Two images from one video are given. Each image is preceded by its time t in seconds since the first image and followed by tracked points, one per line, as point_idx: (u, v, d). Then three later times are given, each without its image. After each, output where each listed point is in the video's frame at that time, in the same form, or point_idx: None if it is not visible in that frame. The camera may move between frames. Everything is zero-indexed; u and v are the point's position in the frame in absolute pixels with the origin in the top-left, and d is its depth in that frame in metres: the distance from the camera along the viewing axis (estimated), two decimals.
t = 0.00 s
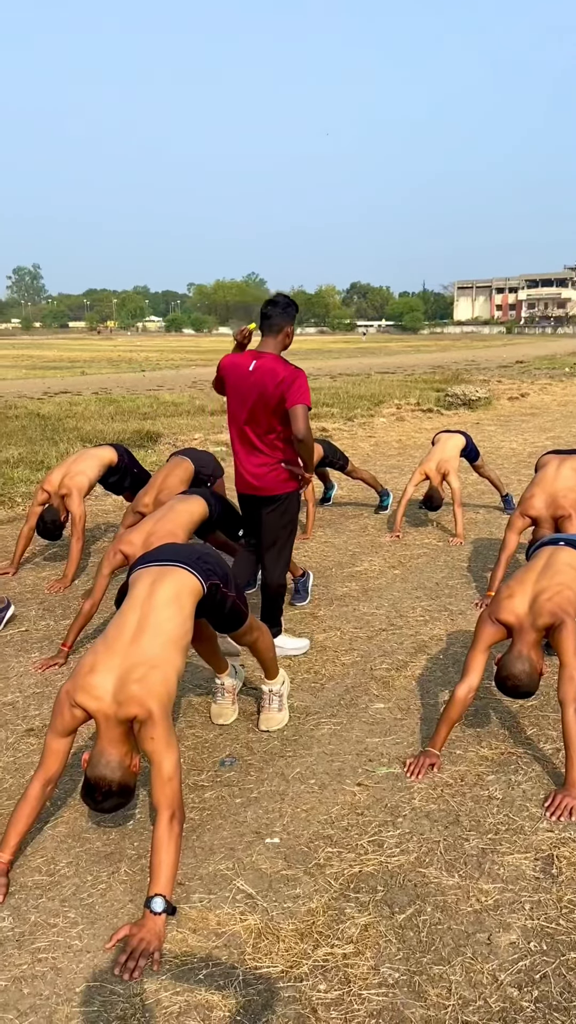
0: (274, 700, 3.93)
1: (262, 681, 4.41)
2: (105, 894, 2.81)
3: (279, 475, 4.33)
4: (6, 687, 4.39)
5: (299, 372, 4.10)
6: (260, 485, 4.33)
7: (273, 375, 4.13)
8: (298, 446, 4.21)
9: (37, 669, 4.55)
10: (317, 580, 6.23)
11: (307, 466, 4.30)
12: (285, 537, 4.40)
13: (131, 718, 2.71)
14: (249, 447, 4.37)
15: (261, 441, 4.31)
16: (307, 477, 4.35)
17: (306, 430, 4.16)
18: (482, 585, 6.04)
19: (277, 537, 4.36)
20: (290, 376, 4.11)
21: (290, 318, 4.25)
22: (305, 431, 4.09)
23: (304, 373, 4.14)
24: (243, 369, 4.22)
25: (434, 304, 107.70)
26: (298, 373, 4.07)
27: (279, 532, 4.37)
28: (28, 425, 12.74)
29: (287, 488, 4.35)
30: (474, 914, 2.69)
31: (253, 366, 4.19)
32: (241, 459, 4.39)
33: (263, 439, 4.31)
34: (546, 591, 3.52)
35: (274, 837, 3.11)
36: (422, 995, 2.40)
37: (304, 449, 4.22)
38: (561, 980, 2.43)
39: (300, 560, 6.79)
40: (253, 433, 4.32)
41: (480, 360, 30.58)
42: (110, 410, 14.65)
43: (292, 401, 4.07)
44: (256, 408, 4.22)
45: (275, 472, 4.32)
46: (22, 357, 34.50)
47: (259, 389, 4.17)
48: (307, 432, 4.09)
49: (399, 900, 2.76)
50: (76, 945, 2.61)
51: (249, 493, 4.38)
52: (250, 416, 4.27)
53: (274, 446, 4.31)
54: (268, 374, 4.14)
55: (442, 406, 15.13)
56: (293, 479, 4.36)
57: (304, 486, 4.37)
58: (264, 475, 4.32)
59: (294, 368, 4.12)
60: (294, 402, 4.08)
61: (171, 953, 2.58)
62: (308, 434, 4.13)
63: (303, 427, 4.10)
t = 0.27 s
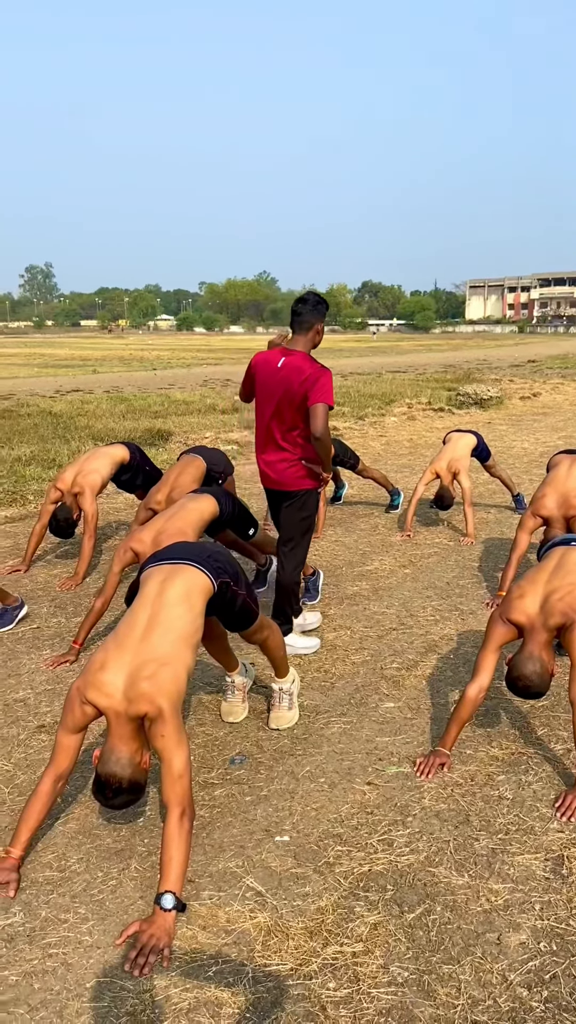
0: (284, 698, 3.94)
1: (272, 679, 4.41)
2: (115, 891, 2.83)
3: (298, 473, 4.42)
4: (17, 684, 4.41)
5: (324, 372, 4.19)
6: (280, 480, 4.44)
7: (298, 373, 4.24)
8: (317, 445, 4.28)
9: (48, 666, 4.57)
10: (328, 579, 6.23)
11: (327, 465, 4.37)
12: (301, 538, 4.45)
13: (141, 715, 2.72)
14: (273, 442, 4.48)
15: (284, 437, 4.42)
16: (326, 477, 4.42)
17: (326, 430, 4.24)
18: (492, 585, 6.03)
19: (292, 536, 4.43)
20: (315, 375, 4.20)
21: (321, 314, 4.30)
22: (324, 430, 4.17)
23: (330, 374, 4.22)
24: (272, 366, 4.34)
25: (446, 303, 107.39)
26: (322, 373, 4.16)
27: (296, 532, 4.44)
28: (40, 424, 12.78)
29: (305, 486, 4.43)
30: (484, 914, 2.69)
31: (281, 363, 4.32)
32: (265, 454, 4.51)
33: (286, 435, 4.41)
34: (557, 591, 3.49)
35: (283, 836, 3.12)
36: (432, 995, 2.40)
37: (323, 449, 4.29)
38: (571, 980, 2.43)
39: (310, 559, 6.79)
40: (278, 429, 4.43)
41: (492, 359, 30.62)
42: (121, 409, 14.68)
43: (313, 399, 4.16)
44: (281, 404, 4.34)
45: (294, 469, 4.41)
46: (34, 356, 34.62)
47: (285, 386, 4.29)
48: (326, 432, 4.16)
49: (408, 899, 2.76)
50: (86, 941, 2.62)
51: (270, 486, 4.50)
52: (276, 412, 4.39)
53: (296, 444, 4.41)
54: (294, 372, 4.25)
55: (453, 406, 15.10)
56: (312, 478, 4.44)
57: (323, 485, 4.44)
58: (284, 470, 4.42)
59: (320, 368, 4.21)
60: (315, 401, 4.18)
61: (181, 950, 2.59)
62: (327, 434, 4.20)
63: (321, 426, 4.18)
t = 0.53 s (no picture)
0: (295, 696, 3.95)
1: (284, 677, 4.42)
2: (128, 886, 2.84)
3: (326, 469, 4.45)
4: (30, 681, 4.43)
5: (350, 368, 4.24)
6: (307, 476, 4.47)
7: (324, 370, 4.29)
8: (343, 440, 4.31)
9: (60, 663, 4.59)
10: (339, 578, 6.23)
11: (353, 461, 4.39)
12: (323, 537, 4.45)
13: (153, 712, 2.73)
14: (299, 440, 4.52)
15: (311, 434, 4.46)
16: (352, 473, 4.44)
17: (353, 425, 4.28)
18: (504, 584, 6.01)
19: (315, 535, 4.43)
20: (340, 371, 4.26)
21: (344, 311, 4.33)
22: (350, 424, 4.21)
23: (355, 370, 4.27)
24: (298, 364, 4.41)
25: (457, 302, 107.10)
26: (349, 369, 4.21)
27: (318, 531, 4.44)
28: (52, 422, 12.83)
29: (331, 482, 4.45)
30: (496, 913, 2.69)
31: (307, 361, 4.38)
32: (292, 451, 4.56)
33: (313, 432, 4.46)
34: (570, 591, 3.48)
35: (295, 833, 3.12)
36: (444, 993, 2.40)
37: (349, 443, 4.32)
38: None
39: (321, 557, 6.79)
40: (305, 426, 4.48)
41: (504, 359, 30.51)
42: (132, 407, 14.72)
43: (339, 394, 4.21)
44: (308, 402, 4.39)
45: (321, 466, 4.44)
46: (45, 354, 34.71)
47: (311, 383, 4.35)
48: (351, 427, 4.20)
49: (420, 898, 2.76)
50: (99, 936, 2.63)
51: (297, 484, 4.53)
52: (303, 409, 4.44)
53: (322, 441, 4.45)
54: (320, 369, 4.31)
55: (464, 405, 15.06)
56: (339, 474, 4.47)
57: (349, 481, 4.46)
58: (311, 467, 4.45)
59: (347, 365, 4.27)
60: (340, 396, 4.22)
61: (192, 946, 2.60)
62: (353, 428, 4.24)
63: (347, 421, 4.22)
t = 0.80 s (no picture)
0: (306, 694, 3.95)
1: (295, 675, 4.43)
2: (140, 882, 2.86)
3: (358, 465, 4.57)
4: (43, 677, 4.45)
5: (374, 362, 4.39)
6: (342, 474, 4.61)
7: (350, 369, 4.47)
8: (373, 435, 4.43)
9: (73, 660, 4.61)
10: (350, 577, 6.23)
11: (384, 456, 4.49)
12: (357, 536, 4.61)
13: (166, 708, 2.74)
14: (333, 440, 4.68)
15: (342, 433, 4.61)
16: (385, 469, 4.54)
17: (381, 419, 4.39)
18: (515, 583, 6.00)
19: (349, 532, 4.59)
20: (365, 369, 4.41)
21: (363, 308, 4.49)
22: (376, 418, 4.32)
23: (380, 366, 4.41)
24: (326, 367, 4.62)
25: (468, 301, 106.79)
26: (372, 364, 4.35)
27: (352, 529, 4.60)
28: (64, 420, 12.87)
29: (365, 477, 4.57)
30: (508, 912, 2.69)
31: (334, 363, 4.58)
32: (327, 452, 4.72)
33: (344, 430, 4.61)
34: None
35: (306, 831, 3.13)
36: (456, 992, 2.40)
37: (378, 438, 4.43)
38: None
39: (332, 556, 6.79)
40: (337, 426, 4.64)
41: (515, 358, 30.37)
42: (143, 405, 14.75)
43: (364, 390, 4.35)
44: (338, 401, 4.57)
45: (354, 463, 4.58)
46: (57, 353, 34.80)
47: (339, 383, 4.53)
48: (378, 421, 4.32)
49: (432, 896, 2.77)
50: (112, 931, 2.65)
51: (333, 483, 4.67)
52: (334, 410, 4.62)
53: (353, 438, 4.58)
54: (347, 366, 4.51)
55: (475, 404, 15.03)
56: (372, 470, 4.58)
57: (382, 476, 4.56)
58: (344, 464, 4.59)
59: (371, 362, 4.41)
60: (365, 392, 4.36)
61: (205, 942, 2.61)
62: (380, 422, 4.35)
63: (374, 415, 4.34)
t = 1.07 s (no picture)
0: (314, 692, 3.95)
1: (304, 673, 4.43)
2: (150, 879, 2.86)
3: (385, 460, 4.70)
4: (52, 675, 4.47)
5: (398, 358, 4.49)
6: (369, 468, 4.74)
7: (376, 365, 4.57)
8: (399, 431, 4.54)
9: (82, 657, 4.62)
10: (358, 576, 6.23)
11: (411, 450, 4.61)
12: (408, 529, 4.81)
13: (174, 705, 2.74)
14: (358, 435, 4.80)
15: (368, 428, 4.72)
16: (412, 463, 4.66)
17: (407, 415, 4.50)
18: (524, 583, 5.99)
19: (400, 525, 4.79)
20: (390, 365, 4.51)
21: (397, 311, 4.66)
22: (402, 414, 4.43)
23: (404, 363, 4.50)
24: (352, 363, 4.72)
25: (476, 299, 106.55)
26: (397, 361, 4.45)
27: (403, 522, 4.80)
28: (72, 418, 12.89)
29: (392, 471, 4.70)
30: (518, 911, 2.69)
31: (360, 359, 4.69)
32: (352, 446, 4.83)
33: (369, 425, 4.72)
34: None
35: (315, 829, 3.13)
36: (465, 990, 2.40)
37: (403, 433, 4.54)
38: None
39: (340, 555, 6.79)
40: (363, 421, 4.75)
41: (524, 356, 30.26)
42: (151, 404, 14.76)
43: (389, 387, 4.45)
44: (363, 397, 4.68)
45: (381, 457, 4.70)
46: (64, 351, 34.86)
47: (364, 379, 4.63)
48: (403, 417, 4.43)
49: (441, 895, 2.77)
50: (122, 928, 2.66)
51: (360, 476, 4.81)
52: (359, 405, 4.73)
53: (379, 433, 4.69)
54: (372, 362, 4.61)
55: (484, 403, 15.00)
56: (399, 464, 4.70)
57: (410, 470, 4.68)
58: (371, 459, 4.72)
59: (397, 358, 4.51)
60: (390, 389, 4.46)
61: (214, 939, 2.62)
62: (405, 418, 4.46)
63: (399, 411, 4.44)
